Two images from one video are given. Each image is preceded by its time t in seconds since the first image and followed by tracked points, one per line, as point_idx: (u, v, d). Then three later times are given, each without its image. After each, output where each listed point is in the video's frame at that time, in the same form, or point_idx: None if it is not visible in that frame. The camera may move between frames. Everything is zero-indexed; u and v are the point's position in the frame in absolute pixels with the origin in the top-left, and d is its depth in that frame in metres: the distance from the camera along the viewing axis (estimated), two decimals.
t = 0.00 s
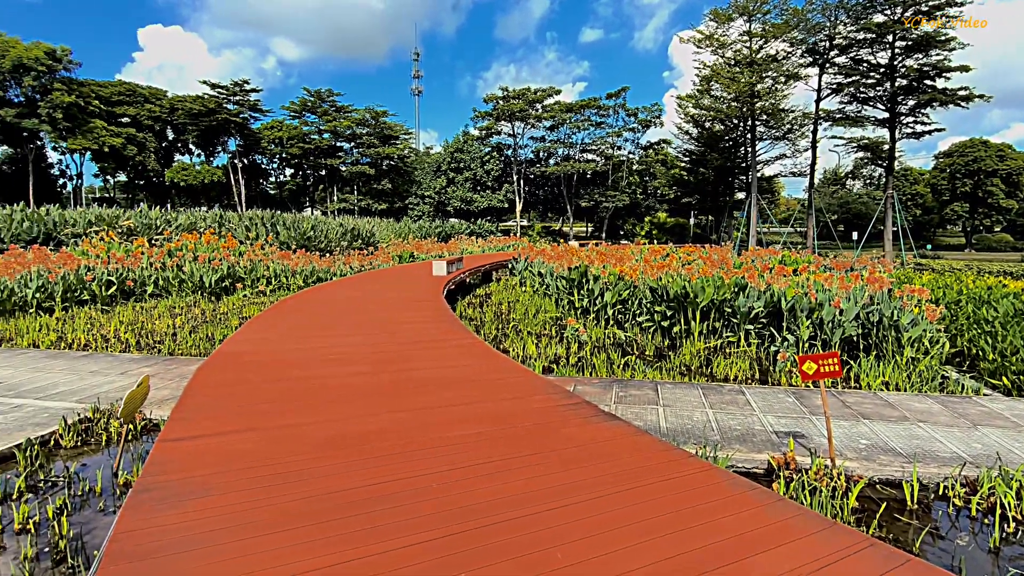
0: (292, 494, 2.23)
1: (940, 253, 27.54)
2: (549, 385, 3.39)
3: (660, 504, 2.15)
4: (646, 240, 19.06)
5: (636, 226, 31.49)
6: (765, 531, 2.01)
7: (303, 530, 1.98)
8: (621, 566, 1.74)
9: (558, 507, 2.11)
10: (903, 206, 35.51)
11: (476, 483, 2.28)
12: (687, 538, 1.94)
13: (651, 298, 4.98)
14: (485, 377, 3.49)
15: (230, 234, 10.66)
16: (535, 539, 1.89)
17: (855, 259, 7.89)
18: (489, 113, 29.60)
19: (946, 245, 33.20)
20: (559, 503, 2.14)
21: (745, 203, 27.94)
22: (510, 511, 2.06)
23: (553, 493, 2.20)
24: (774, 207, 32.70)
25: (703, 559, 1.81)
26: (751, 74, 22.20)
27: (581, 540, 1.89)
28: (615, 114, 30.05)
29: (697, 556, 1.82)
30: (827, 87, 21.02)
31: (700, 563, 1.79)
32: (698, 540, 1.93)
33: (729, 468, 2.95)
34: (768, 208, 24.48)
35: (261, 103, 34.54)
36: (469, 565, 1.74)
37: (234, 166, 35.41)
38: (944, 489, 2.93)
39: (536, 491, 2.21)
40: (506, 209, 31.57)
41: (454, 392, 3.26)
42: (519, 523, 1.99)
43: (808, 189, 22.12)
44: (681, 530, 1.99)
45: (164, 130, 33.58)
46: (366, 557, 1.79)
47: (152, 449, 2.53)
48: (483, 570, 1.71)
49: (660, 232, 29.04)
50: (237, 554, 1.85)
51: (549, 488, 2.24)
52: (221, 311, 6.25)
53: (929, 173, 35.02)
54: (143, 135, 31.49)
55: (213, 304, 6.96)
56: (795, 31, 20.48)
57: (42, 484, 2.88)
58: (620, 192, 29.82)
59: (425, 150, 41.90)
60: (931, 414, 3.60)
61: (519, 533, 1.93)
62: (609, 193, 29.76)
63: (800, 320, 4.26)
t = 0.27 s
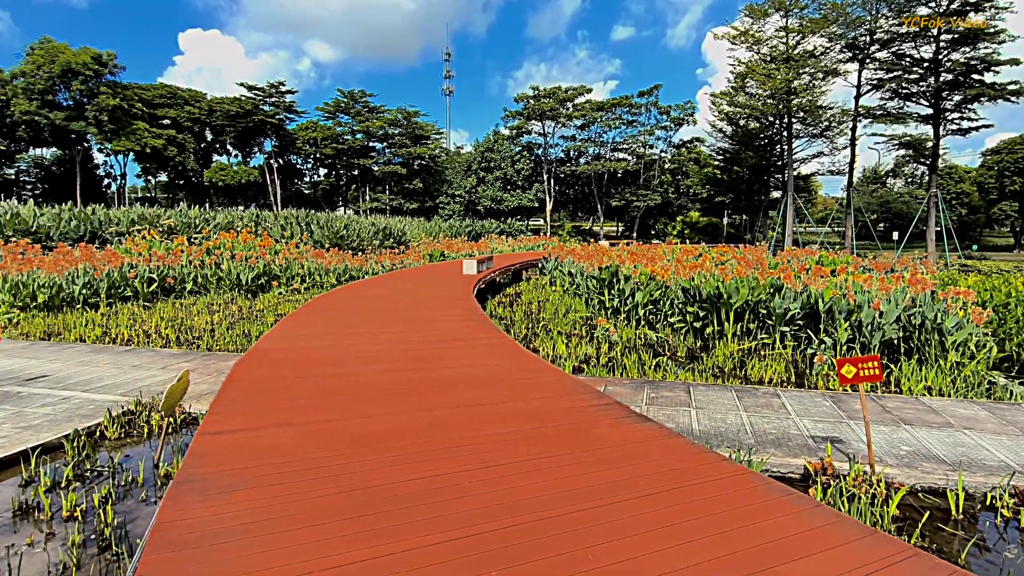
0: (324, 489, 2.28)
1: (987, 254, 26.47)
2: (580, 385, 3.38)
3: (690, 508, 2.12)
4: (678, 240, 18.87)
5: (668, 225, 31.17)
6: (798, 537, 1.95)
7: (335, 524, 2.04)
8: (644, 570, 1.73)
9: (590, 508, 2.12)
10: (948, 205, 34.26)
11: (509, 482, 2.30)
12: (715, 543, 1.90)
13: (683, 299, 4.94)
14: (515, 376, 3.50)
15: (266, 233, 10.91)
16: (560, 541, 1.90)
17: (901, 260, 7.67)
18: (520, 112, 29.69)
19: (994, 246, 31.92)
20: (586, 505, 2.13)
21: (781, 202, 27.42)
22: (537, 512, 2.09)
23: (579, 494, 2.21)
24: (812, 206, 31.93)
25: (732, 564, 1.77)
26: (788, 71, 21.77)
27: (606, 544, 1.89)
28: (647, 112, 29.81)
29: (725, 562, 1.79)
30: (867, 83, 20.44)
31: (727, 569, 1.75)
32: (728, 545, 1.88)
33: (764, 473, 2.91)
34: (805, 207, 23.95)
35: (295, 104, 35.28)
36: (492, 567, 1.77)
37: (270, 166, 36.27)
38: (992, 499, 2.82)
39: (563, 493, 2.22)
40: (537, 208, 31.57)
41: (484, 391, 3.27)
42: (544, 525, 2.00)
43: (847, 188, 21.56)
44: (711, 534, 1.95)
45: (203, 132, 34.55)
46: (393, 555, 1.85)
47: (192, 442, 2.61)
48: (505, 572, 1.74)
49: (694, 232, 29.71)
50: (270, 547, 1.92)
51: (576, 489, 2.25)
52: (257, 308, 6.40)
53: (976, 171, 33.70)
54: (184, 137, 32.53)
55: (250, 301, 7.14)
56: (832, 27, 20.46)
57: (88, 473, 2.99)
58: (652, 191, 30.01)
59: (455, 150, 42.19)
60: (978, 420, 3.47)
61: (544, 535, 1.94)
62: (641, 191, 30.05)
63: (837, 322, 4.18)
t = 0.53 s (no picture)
0: (357, 484, 2.32)
1: None
2: (610, 386, 3.36)
3: (722, 512, 2.08)
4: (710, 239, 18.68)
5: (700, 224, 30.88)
6: (836, 545, 1.89)
7: (366, 519, 2.07)
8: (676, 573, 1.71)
9: (621, 509, 2.10)
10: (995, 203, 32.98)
11: (538, 483, 2.30)
12: (749, 548, 1.86)
13: (716, 299, 4.90)
14: (545, 376, 3.50)
15: (300, 231, 11.15)
16: (589, 542, 1.89)
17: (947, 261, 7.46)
18: (551, 111, 29.72)
19: None
20: (615, 506, 2.12)
21: (818, 202, 26.90)
22: (566, 512, 2.08)
23: (609, 495, 2.20)
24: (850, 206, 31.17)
25: (767, 570, 1.74)
26: (826, 68, 21.30)
27: (637, 546, 1.87)
28: (680, 110, 29.52)
29: (760, 568, 1.74)
30: (909, 78, 19.89)
31: None
32: (762, 552, 1.84)
33: (799, 478, 2.85)
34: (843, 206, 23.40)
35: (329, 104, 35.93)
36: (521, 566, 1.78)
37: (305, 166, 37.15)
38: None
39: (592, 494, 2.21)
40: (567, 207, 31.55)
41: (514, 390, 3.28)
42: (573, 525, 2.00)
43: (887, 187, 20.99)
44: (744, 540, 1.91)
45: (241, 133, 35.46)
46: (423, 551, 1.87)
47: (229, 435, 2.68)
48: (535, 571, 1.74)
49: (727, 232, 28.29)
50: (304, 540, 1.96)
51: (606, 490, 2.24)
52: (291, 305, 6.54)
53: None
54: (222, 137, 33.43)
55: (285, 298, 7.31)
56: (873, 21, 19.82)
57: (131, 463, 3.10)
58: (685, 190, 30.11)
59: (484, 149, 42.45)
60: None
61: (573, 535, 1.93)
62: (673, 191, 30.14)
63: (876, 325, 4.07)
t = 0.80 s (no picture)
0: (387, 480, 2.34)
1: None
2: (640, 387, 3.33)
3: (756, 516, 2.04)
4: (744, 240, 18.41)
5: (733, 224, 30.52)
6: (876, 553, 1.84)
7: (396, 515, 2.09)
8: None
9: (653, 510, 2.08)
10: None
11: (568, 483, 2.30)
12: (785, 553, 1.82)
13: (749, 300, 4.83)
14: (575, 375, 3.49)
15: (333, 230, 11.34)
16: (619, 544, 1.87)
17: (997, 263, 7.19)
18: (581, 110, 29.65)
19: None
20: (646, 508, 2.10)
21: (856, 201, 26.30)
22: (595, 512, 2.07)
23: (640, 497, 2.18)
24: (889, 205, 30.34)
25: None
26: (865, 63, 20.66)
27: (669, 548, 1.85)
28: (713, 108, 29.14)
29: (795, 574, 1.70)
30: (955, 74, 19.31)
31: None
32: (799, 558, 1.79)
33: (836, 484, 2.78)
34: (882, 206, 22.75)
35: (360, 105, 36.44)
36: (551, 565, 1.77)
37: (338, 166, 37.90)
38: None
39: (623, 495, 2.19)
40: (596, 207, 31.44)
41: (544, 389, 3.28)
42: (603, 526, 1.98)
43: (930, 186, 20.32)
44: (780, 547, 1.86)
45: (276, 133, 36.29)
46: (453, 547, 1.88)
47: (264, 430, 2.73)
48: (565, 571, 1.73)
49: (761, 232, 27.84)
50: (337, 533, 1.99)
51: (637, 492, 2.22)
52: (323, 302, 6.65)
53: None
54: (257, 138, 34.19)
55: (317, 296, 7.45)
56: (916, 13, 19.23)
57: (170, 454, 3.19)
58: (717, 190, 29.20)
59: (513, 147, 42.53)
60: None
61: (604, 537, 1.92)
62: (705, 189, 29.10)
63: (917, 329, 3.95)
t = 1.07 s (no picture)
0: (417, 476, 2.36)
1: None
2: (671, 387, 3.30)
3: (791, 522, 2.00)
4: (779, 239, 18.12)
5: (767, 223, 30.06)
6: (920, 562, 1.78)
7: (425, 510, 2.11)
8: None
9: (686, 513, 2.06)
10: None
11: (600, 483, 2.29)
12: (824, 560, 1.78)
13: (783, 302, 4.74)
14: (605, 375, 3.47)
15: (364, 228, 11.56)
16: (649, 545, 1.86)
17: None
18: (612, 108, 29.53)
19: None
20: (677, 510, 2.08)
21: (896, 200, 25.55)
22: (627, 514, 2.05)
23: (672, 499, 2.15)
24: (932, 203, 29.35)
25: None
26: (907, 57, 20.12)
27: (703, 551, 1.82)
28: (747, 105, 28.73)
29: None
30: (1002, 67, 18.69)
31: None
32: (836, 566, 1.74)
33: (874, 491, 2.70)
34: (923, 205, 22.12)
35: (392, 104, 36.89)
36: (582, 565, 1.76)
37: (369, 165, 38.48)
38: None
39: (655, 497, 2.17)
40: (626, 206, 31.27)
41: (574, 388, 3.26)
42: (634, 527, 1.97)
43: (975, 184, 19.67)
44: (815, 553, 1.82)
45: (309, 133, 37.04)
46: (481, 544, 1.89)
47: (297, 424, 2.78)
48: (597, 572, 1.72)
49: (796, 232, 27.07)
50: (370, 527, 2.01)
51: (667, 494, 2.20)
52: (355, 300, 6.74)
53: None
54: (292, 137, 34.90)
55: (349, 293, 7.56)
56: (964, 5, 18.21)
57: (208, 447, 3.27)
58: (750, 189, 29.35)
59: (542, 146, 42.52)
60: None
61: (632, 538, 1.91)
62: (738, 188, 29.33)
63: (961, 332, 3.83)
